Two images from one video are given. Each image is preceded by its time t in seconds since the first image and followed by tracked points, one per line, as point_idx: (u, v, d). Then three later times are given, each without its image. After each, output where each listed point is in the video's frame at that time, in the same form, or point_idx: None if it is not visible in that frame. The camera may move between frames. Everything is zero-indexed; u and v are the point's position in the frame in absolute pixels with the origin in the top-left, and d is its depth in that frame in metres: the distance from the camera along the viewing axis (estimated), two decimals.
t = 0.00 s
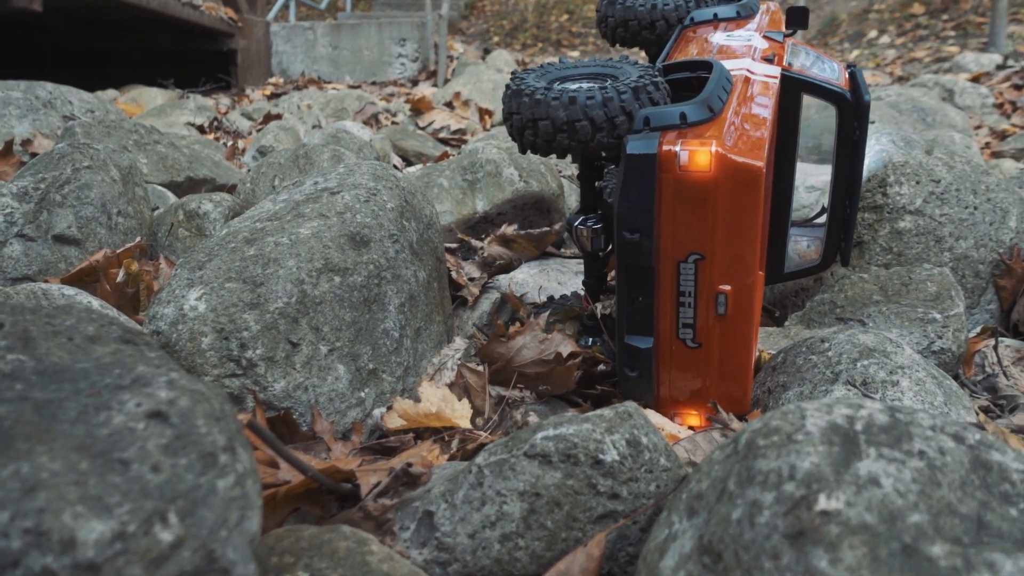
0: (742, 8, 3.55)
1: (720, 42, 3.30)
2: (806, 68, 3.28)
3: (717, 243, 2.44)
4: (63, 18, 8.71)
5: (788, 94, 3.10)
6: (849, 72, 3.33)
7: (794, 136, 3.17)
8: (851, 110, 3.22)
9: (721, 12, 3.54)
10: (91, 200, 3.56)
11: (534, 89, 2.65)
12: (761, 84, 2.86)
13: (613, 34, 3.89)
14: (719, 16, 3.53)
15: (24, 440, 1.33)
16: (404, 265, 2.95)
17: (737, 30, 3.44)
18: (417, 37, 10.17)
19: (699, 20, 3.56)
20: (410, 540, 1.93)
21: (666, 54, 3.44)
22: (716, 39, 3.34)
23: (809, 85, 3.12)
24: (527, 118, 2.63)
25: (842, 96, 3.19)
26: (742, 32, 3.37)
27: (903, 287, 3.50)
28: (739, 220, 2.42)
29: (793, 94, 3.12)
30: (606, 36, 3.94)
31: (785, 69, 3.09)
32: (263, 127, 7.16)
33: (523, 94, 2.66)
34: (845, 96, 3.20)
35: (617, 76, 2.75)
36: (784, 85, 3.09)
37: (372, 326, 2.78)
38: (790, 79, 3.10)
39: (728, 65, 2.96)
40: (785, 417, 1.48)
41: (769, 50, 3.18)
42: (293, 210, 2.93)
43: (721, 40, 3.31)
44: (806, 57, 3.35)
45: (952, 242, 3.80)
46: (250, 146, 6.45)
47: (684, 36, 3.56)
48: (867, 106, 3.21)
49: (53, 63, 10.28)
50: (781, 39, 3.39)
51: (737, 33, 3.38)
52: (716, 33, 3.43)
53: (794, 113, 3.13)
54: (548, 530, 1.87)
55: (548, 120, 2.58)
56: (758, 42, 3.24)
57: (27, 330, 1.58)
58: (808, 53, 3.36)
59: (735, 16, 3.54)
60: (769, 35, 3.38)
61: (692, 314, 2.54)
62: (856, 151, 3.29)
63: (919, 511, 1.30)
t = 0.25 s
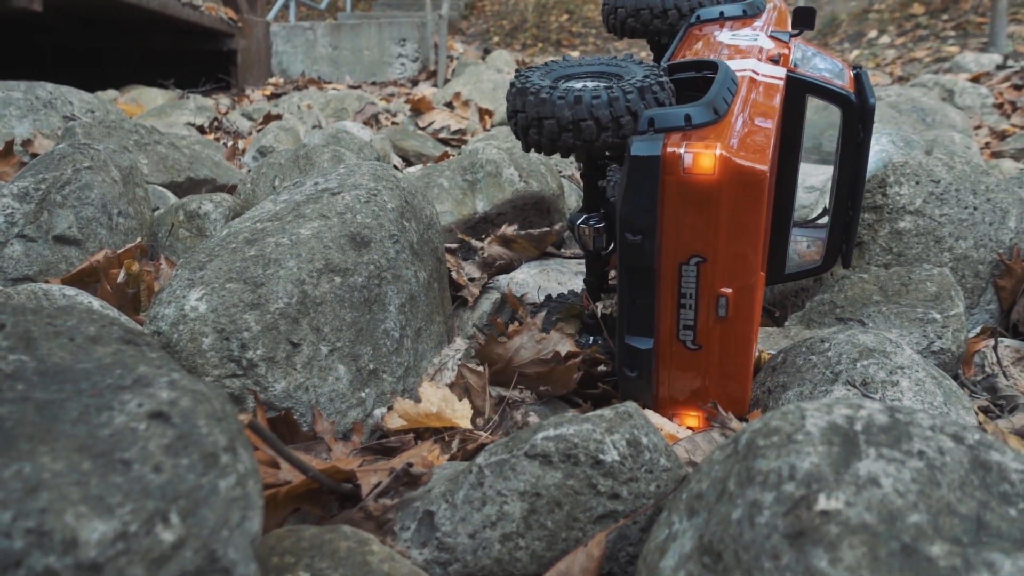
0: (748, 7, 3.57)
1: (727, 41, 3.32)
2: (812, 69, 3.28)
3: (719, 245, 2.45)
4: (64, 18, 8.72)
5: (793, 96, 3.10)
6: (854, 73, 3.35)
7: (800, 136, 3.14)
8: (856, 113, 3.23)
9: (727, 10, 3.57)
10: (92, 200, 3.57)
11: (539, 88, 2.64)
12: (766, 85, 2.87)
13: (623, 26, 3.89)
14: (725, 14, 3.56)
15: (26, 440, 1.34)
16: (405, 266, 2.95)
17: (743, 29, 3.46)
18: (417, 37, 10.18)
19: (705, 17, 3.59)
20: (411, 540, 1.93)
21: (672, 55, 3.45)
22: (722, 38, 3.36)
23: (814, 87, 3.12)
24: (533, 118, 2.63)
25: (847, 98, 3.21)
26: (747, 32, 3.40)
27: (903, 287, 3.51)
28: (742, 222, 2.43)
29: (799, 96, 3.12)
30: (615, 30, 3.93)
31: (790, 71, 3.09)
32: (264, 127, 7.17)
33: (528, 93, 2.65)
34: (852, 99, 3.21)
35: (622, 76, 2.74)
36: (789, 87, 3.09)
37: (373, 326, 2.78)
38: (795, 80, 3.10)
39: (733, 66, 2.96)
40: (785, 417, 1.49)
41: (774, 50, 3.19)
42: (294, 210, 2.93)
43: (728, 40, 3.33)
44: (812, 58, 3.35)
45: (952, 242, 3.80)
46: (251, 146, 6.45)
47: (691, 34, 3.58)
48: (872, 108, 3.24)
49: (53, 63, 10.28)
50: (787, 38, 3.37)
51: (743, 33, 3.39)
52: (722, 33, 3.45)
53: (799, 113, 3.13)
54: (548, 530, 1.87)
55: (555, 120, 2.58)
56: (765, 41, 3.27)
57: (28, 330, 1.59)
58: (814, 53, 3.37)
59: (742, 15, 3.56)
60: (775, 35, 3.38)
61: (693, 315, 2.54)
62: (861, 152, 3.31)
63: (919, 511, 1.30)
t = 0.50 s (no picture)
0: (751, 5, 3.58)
1: (730, 40, 3.32)
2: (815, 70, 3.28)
3: (720, 245, 2.45)
4: (64, 18, 8.72)
5: (796, 96, 3.09)
6: (857, 73, 3.35)
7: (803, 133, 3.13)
8: (859, 114, 3.24)
9: (731, 9, 3.57)
10: (92, 200, 3.57)
11: (546, 88, 2.61)
12: (769, 85, 2.87)
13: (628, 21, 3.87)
14: (729, 13, 3.56)
15: (27, 439, 1.34)
16: (405, 265, 2.95)
17: (747, 28, 3.47)
18: (417, 37, 10.18)
19: (709, 16, 3.59)
20: (411, 539, 1.93)
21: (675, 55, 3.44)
22: (725, 37, 3.36)
23: (816, 87, 3.12)
24: (542, 117, 2.59)
25: (850, 98, 3.20)
26: (750, 31, 3.39)
27: (902, 287, 3.51)
28: (743, 223, 2.43)
29: (802, 96, 3.11)
30: (619, 25, 3.91)
31: (794, 72, 3.08)
32: (264, 127, 7.17)
33: (541, 94, 2.60)
34: (853, 99, 3.20)
35: (624, 75, 2.75)
36: (792, 87, 3.07)
37: (373, 326, 2.78)
38: (799, 81, 3.08)
39: (736, 65, 2.96)
40: (785, 416, 1.49)
41: (777, 50, 3.19)
42: (295, 209, 2.94)
43: (731, 39, 3.32)
44: (814, 58, 3.35)
45: (952, 242, 3.80)
46: (251, 146, 6.46)
47: (694, 32, 3.58)
48: (874, 110, 3.26)
49: (53, 63, 10.28)
50: (790, 39, 3.40)
51: (745, 32, 3.39)
52: (725, 32, 3.45)
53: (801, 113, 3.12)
54: (549, 529, 1.87)
55: (576, 119, 2.55)
56: (768, 41, 3.26)
57: (30, 329, 1.59)
58: (817, 54, 3.37)
59: (746, 13, 3.56)
60: (778, 34, 3.40)
61: (693, 315, 2.55)
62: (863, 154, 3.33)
63: (918, 510, 1.31)
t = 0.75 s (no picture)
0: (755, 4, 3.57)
1: (731, 39, 3.30)
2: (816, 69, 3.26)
3: (720, 245, 2.45)
4: (64, 18, 8.72)
5: (798, 96, 3.09)
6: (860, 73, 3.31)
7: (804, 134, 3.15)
8: (860, 114, 3.21)
9: (733, 7, 3.56)
10: (92, 200, 3.57)
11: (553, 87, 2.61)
12: (770, 84, 2.88)
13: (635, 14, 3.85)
14: (731, 11, 3.54)
15: (26, 436, 1.34)
16: (404, 264, 2.95)
17: (749, 26, 3.46)
18: (416, 37, 10.18)
19: (711, 14, 3.58)
20: (410, 537, 1.94)
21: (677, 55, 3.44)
22: (727, 35, 3.34)
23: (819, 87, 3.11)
24: (552, 117, 2.59)
25: (851, 98, 3.17)
26: (752, 29, 3.38)
27: (901, 285, 3.51)
28: (744, 224, 2.42)
29: (804, 96, 3.10)
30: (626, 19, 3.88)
31: (796, 71, 3.08)
32: (264, 127, 7.17)
33: (550, 93, 2.60)
34: (853, 99, 3.17)
35: (626, 74, 2.74)
36: (794, 86, 3.07)
37: (373, 324, 2.79)
38: (801, 80, 3.08)
39: (738, 64, 2.96)
40: (784, 414, 1.49)
41: (780, 50, 3.18)
42: (294, 209, 2.94)
43: (733, 37, 3.31)
44: (816, 57, 3.33)
45: (951, 241, 3.80)
46: (251, 146, 6.46)
47: (696, 30, 3.57)
48: (875, 110, 3.21)
49: (53, 63, 10.28)
50: (793, 38, 3.41)
51: (748, 31, 3.38)
52: (728, 30, 3.44)
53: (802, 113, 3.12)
54: (548, 526, 1.87)
55: (589, 118, 2.57)
56: (770, 40, 3.26)
57: (29, 327, 1.59)
58: (819, 53, 3.35)
59: (748, 12, 3.55)
60: (781, 34, 3.43)
61: (693, 315, 2.55)
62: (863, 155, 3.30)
63: (916, 506, 1.31)
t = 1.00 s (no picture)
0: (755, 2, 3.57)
1: (732, 37, 3.29)
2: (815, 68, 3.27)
3: (719, 243, 2.45)
4: (63, 18, 8.72)
5: (796, 95, 3.10)
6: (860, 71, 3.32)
7: (803, 134, 3.18)
8: (860, 112, 3.22)
9: (734, 5, 3.55)
10: (91, 198, 3.57)
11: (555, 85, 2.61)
12: (771, 83, 2.88)
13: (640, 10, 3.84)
14: (732, 9, 3.54)
15: (26, 432, 1.35)
16: (404, 263, 2.96)
17: (750, 25, 3.45)
18: (416, 37, 10.19)
19: (713, 12, 3.58)
20: (409, 534, 1.94)
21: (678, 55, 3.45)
22: (728, 34, 3.33)
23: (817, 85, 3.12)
24: (556, 115, 2.60)
25: (850, 96, 3.18)
26: (753, 28, 3.38)
27: (900, 284, 3.52)
28: (743, 221, 2.43)
29: (803, 94, 3.11)
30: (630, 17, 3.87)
31: (796, 69, 3.08)
32: (263, 126, 7.17)
33: (553, 91, 2.60)
34: (853, 98, 3.19)
35: (625, 71, 2.75)
36: (794, 84, 3.08)
37: (372, 322, 2.79)
38: (800, 79, 3.09)
39: (738, 62, 2.96)
40: (782, 410, 1.50)
41: (781, 48, 3.18)
42: (293, 207, 2.94)
43: (733, 35, 3.31)
44: (815, 56, 3.34)
45: (950, 239, 3.81)
46: (250, 145, 6.46)
47: (697, 28, 3.57)
48: (875, 108, 3.22)
49: (53, 63, 10.28)
50: (793, 35, 3.42)
51: (749, 29, 3.37)
52: (729, 27, 3.43)
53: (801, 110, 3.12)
54: (546, 523, 1.87)
55: (593, 115, 2.57)
56: (770, 38, 3.26)
57: (29, 324, 1.60)
58: (819, 52, 3.36)
59: (749, 10, 3.56)
60: (781, 31, 3.42)
61: (691, 313, 2.55)
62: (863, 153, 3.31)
63: (913, 502, 1.31)
